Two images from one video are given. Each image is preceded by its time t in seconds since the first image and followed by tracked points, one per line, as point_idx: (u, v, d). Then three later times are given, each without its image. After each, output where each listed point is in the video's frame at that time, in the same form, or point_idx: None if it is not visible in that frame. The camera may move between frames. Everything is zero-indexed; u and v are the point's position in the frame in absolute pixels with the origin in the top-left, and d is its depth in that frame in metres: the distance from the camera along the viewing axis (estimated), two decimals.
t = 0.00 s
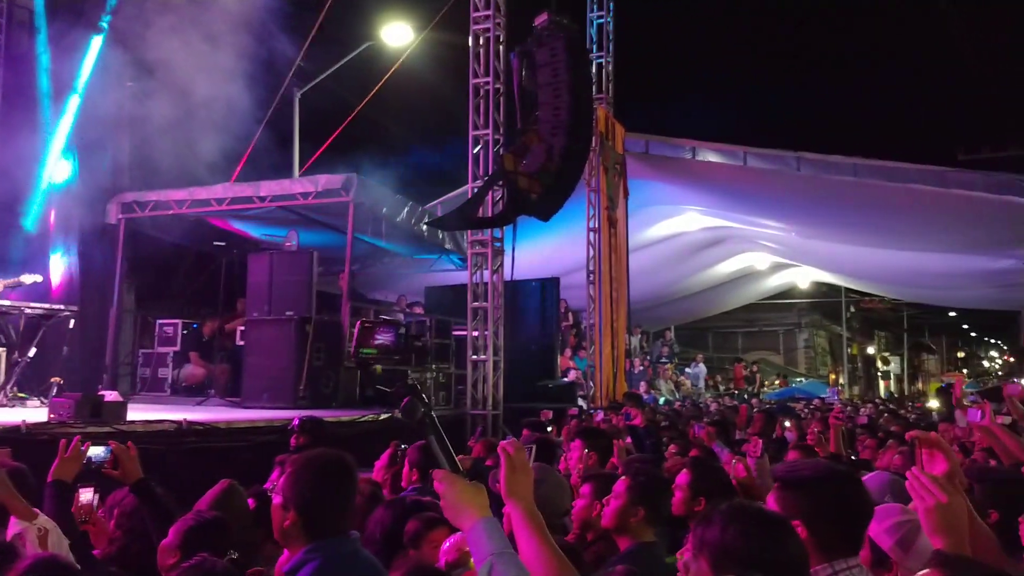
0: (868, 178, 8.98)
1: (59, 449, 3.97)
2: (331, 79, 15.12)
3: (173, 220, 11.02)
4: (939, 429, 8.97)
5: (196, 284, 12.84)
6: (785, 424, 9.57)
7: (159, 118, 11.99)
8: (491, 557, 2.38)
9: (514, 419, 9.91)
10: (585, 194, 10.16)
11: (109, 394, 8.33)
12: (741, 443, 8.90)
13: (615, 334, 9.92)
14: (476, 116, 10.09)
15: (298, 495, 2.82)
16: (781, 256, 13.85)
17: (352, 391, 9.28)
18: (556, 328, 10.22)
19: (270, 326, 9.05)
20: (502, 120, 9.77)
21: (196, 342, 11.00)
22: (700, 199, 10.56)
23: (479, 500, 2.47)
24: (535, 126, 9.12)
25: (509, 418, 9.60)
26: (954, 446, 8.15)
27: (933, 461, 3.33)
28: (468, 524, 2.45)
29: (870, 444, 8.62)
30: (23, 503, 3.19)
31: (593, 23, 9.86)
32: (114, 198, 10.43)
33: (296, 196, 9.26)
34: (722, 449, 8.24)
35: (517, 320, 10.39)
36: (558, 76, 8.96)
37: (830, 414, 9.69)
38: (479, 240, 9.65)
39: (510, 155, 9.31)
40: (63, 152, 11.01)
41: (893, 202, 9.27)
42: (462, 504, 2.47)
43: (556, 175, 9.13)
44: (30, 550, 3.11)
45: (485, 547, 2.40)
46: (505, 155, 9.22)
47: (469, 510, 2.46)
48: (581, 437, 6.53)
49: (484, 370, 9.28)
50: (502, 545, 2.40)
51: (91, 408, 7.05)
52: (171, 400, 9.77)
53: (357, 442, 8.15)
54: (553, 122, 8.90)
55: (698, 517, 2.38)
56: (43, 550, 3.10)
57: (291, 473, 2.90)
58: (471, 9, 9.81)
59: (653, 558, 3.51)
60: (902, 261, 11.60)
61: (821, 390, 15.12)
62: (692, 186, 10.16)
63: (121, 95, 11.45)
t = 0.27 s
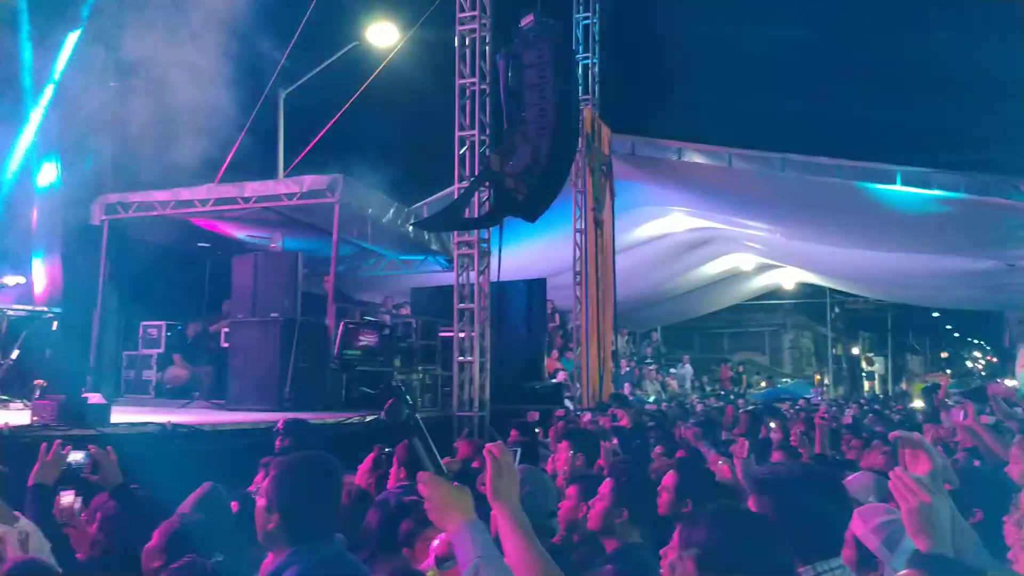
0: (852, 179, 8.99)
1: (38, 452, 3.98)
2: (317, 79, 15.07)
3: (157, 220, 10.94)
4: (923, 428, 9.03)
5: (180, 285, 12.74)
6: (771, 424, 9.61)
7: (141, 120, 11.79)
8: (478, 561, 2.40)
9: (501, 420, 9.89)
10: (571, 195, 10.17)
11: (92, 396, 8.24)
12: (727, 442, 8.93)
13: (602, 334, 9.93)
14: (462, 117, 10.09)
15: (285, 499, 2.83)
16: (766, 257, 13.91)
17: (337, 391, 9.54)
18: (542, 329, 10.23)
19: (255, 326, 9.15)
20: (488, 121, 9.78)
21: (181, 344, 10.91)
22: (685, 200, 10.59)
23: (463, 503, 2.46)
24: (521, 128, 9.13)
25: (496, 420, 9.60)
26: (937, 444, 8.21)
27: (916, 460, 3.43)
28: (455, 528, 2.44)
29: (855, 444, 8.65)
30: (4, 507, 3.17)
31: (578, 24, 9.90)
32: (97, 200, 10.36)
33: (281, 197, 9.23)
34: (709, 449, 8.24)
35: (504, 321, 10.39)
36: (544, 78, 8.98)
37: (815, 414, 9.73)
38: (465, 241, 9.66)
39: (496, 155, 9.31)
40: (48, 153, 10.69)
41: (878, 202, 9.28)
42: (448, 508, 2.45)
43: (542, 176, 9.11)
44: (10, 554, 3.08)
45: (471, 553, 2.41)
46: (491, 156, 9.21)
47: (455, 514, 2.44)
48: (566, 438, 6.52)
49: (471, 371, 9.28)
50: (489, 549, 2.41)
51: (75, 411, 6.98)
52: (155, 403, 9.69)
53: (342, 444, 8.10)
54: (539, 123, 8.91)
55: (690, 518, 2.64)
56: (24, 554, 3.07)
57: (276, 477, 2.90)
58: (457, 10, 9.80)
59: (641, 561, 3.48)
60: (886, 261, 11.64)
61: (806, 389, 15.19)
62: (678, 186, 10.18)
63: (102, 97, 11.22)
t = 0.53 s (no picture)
0: (849, 179, 9.01)
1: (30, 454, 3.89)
2: (314, 79, 15.05)
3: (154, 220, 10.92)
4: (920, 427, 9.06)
5: (177, 285, 12.72)
6: (768, 424, 9.63)
7: (137, 117, 11.69)
8: (474, 561, 2.34)
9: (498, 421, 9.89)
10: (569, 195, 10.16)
11: (89, 396, 8.24)
12: (725, 442, 8.94)
13: (599, 334, 9.92)
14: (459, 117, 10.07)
15: (280, 498, 2.82)
16: (763, 257, 13.92)
17: (335, 390, 9.63)
18: (539, 329, 10.23)
19: (253, 326, 9.19)
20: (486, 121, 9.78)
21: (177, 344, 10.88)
22: (683, 200, 10.59)
23: (462, 501, 2.43)
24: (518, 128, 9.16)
25: (494, 420, 9.60)
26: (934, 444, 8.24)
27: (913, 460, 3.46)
28: (451, 526, 2.40)
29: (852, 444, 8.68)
30: None
31: (576, 24, 9.91)
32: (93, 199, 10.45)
33: (278, 197, 9.24)
34: (707, 448, 8.26)
35: (501, 321, 10.38)
36: (541, 78, 8.97)
37: (813, 414, 9.75)
38: (463, 242, 9.66)
39: (495, 156, 9.30)
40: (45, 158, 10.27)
41: (875, 202, 9.29)
42: (446, 505, 2.42)
43: (539, 177, 9.13)
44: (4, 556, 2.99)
45: (468, 549, 2.35)
46: (488, 157, 9.21)
47: (454, 511, 2.41)
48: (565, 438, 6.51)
49: (468, 371, 9.30)
50: (485, 546, 2.36)
51: (72, 411, 6.95)
52: (151, 403, 9.67)
53: (340, 444, 8.10)
54: (537, 123, 8.92)
55: (682, 519, 2.43)
56: (19, 555, 3.00)
57: (273, 476, 2.90)
58: (454, 9, 9.79)
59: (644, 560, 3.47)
60: (882, 261, 11.67)
61: (803, 390, 15.21)
62: (675, 186, 10.17)
63: (99, 98, 11.05)
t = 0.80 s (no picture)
0: (831, 180, 9.03)
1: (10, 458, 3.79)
2: (298, 78, 14.99)
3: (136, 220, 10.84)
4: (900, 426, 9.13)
5: (159, 285, 12.64)
6: (751, 424, 9.68)
7: (117, 118, 11.62)
8: (457, 560, 2.28)
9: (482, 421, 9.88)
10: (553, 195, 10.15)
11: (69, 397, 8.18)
12: (709, 442, 8.97)
13: (584, 335, 9.92)
14: (443, 117, 10.05)
15: (258, 500, 2.77)
16: (747, 258, 13.97)
17: (318, 390, 9.62)
18: (523, 329, 10.22)
19: (236, 327, 9.17)
20: (470, 122, 9.76)
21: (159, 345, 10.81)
22: (666, 200, 10.58)
23: (445, 502, 2.37)
24: (502, 129, 9.17)
25: (478, 421, 9.58)
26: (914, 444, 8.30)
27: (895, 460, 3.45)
28: (435, 528, 2.35)
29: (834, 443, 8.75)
30: None
31: (560, 25, 9.92)
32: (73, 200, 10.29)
33: (261, 197, 9.22)
34: (690, 447, 8.28)
35: (485, 321, 10.37)
36: (525, 77, 8.98)
37: (795, 413, 9.81)
38: (446, 242, 9.67)
39: (478, 156, 9.27)
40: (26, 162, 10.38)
41: (857, 203, 9.32)
42: (430, 506, 2.37)
43: (524, 178, 9.14)
44: None
45: (450, 551, 2.30)
46: (472, 157, 9.19)
47: (436, 512, 2.36)
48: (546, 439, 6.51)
49: (451, 372, 9.30)
50: (468, 547, 2.31)
51: (52, 412, 6.86)
52: (132, 405, 9.60)
53: (322, 445, 8.08)
54: (520, 123, 8.94)
55: (663, 519, 2.36)
56: None
57: (252, 478, 2.86)
58: (438, 10, 9.76)
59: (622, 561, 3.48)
60: (864, 261, 11.73)
61: (786, 390, 15.28)
62: (659, 186, 10.15)
63: (78, 103, 10.93)
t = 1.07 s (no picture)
0: (811, 182, 9.09)
1: None
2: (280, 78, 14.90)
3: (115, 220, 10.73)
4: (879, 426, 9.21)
5: (138, 286, 12.53)
6: (732, 424, 9.74)
7: (96, 117, 11.43)
8: (436, 562, 2.26)
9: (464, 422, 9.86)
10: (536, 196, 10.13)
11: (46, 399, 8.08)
12: (690, 443, 9.01)
13: (566, 336, 9.91)
14: (425, 117, 10.02)
15: (239, 501, 2.75)
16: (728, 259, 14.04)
17: (298, 392, 9.58)
18: (506, 330, 10.19)
19: (217, 328, 9.12)
20: (452, 122, 9.72)
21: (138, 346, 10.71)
22: (648, 202, 10.60)
23: (423, 505, 2.35)
24: (484, 130, 9.20)
25: (459, 422, 9.57)
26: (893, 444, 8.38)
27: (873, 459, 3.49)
28: (413, 531, 2.33)
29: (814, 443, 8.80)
30: None
31: (543, 26, 9.92)
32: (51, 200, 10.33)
33: (241, 197, 9.18)
34: (672, 449, 8.30)
35: (467, 322, 10.35)
36: (508, 78, 9.01)
37: (776, 414, 9.86)
38: (428, 243, 9.67)
39: (460, 156, 9.32)
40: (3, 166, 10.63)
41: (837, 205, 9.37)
42: (408, 509, 2.33)
43: (507, 178, 9.11)
44: None
45: (428, 555, 2.28)
46: (454, 156, 9.20)
47: (414, 516, 2.32)
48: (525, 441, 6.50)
49: (432, 373, 9.27)
50: (447, 550, 2.28)
51: (29, 414, 6.76)
52: (109, 407, 9.50)
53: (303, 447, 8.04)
54: (503, 123, 8.96)
55: (644, 519, 2.28)
56: None
57: (231, 479, 2.82)
58: (420, 10, 9.72)
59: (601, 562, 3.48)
60: (842, 262, 11.80)
61: (767, 390, 15.38)
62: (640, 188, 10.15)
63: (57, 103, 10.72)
